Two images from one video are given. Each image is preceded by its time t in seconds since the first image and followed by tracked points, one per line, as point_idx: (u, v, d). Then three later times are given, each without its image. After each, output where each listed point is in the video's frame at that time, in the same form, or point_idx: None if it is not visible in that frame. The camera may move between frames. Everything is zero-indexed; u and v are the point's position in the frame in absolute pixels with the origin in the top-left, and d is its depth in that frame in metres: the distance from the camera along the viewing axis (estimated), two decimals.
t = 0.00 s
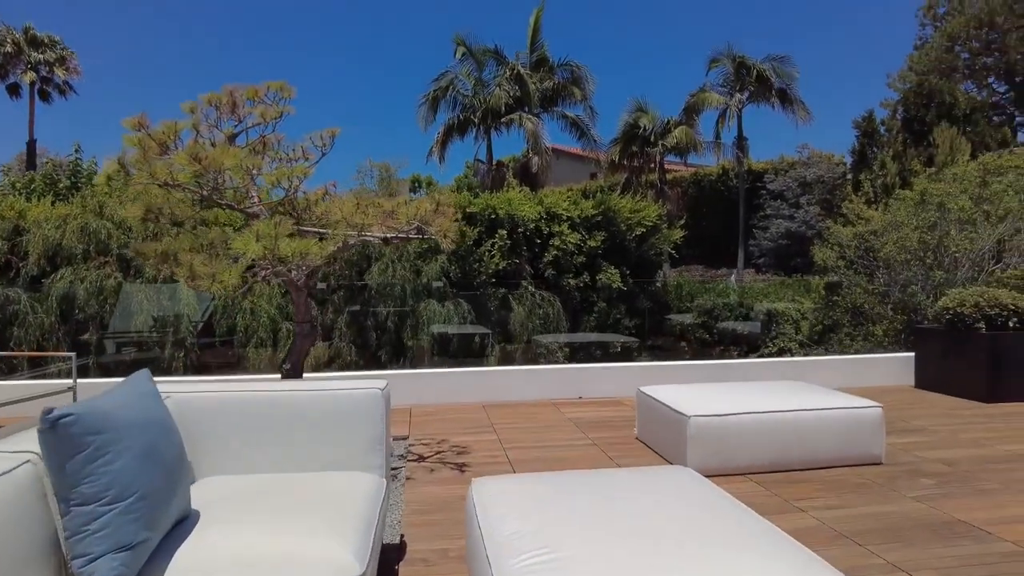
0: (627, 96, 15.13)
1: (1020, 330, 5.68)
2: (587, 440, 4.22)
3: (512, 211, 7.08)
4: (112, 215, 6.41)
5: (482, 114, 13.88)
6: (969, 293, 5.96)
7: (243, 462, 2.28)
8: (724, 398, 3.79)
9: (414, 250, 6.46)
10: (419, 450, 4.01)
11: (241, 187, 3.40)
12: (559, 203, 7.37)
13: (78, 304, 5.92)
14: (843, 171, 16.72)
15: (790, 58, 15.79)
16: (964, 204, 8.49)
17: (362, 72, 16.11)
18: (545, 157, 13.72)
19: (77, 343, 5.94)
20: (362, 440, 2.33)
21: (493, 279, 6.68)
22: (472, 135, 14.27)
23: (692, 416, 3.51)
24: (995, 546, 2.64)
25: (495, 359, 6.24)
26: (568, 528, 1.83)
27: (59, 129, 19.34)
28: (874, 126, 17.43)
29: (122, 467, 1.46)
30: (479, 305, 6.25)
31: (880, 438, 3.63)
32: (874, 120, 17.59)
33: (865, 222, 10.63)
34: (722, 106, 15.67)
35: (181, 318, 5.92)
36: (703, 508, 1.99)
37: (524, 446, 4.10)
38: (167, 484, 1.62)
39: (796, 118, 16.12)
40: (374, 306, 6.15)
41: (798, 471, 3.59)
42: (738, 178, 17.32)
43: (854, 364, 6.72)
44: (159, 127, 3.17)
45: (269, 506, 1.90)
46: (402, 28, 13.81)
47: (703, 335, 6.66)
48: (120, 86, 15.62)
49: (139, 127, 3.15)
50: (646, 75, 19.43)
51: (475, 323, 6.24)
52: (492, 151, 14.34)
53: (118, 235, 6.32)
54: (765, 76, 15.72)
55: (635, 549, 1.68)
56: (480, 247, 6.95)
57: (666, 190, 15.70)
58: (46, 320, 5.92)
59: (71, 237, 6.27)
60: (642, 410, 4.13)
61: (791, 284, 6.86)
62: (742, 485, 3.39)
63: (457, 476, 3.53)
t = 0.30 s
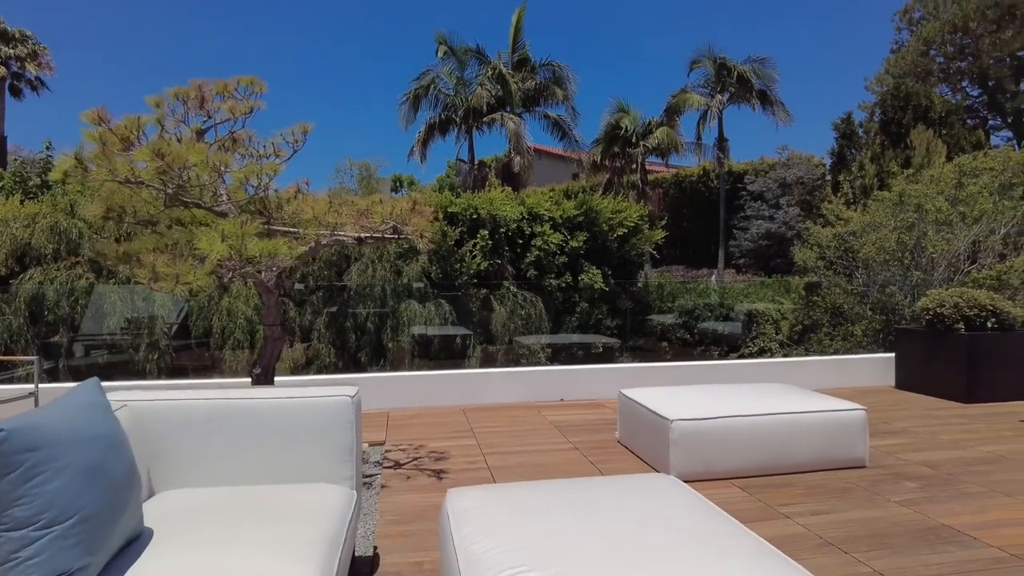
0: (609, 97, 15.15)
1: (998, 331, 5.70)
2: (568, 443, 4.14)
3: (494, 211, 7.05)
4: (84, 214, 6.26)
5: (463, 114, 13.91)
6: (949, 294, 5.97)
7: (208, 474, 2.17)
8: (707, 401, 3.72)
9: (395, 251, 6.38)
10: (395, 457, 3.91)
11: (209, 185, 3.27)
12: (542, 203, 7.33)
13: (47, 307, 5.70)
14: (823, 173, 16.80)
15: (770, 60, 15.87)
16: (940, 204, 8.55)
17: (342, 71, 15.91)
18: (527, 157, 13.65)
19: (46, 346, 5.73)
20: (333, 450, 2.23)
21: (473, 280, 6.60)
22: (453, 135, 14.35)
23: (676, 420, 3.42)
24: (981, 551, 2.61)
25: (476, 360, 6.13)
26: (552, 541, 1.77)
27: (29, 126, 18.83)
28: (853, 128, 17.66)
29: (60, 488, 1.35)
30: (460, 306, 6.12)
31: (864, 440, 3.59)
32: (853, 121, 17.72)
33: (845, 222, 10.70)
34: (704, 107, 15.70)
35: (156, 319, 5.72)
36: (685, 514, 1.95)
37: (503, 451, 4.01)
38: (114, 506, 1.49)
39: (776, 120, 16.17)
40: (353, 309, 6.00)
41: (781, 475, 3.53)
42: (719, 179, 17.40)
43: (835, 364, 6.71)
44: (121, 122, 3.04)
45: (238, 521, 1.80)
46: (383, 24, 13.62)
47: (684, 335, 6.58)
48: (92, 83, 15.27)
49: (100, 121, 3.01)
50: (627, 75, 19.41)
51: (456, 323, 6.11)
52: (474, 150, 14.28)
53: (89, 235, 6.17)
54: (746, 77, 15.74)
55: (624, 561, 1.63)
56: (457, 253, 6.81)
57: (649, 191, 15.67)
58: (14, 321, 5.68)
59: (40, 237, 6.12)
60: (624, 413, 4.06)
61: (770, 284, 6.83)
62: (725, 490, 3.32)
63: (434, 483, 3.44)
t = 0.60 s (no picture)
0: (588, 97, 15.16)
1: (974, 332, 5.74)
2: (546, 448, 4.05)
3: (473, 210, 7.03)
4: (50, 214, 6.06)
5: (443, 113, 13.87)
6: (926, 294, 5.99)
7: (165, 487, 2.06)
8: (688, 404, 3.65)
9: (372, 251, 6.29)
10: (368, 463, 3.81)
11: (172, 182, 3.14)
12: (522, 204, 7.36)
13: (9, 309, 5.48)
14: (800, 174, 16.87)
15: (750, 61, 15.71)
16: (915, 206, 8.61)
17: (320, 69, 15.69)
18: (507, 157, 13.64)
19: (10, 349, 5.52)
20: (298, 461, 2.11)
21: (452, 280, 6.55)
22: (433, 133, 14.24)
23: (656, 424, 3.34)
24: (965, 557, 2.57)
25: (456, 362, 6.00)
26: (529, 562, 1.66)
27: None
28: (830, 130, 17.35)
29: None
30: (439, 307, 5.99)
31: (845, 443, 3.55)
32: (830, 124, 17.60)
33: (821, 223, 10.79)
34: (682, 108, 15.74)
35: (126, 321, 5.51)
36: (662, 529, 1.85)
37: (479, 456, 3.91)
38: (44, 541, 1.36)
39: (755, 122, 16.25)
40: (331, 310, 5.85)
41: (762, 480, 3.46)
42: (698, 180, 17.49)
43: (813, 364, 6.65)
44: (76, 115, 2.89)
45: (191, 544, 1.67)
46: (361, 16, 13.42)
47: (662, 335, 6.50)
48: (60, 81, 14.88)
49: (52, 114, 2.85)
50: (606, 75, 19.36)
51: (435, 324, 5.99)
52: (454, 150, 14.22)
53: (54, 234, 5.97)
54: (724, 79, 15.77)
55: None
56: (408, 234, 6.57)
57: (628, 192, 15.69)
58: None
59: (4, 237, 5.92)
60: (602, 415, 3.96)
61: (749, 285, 6.80)
62: (706, 495, 3.26)
63: (408, 492, 3.33)
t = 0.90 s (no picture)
0: (564, 98, 15.18)
1: (943, 332, 5.78)
2: (517, 453, 3.96)
3: (447, 211, 6.99)
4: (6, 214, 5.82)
5: (417, 111, 13.83)
6: (897, 295, 6.02)
7: (111, 501, 1.98)
8: (662, 407, 3.59)
9: (344, 250, 6.15)
10: (335, 471, 3.69)
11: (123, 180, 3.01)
12: (497, 204, 7.36)
13: None
14: (771, 176, 17.04)
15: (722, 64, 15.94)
16: (886, 208, 8.70)
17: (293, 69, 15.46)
18: (482, 157, 13.61)
19: None
20: (251, 473, 2.04)
21: (426, 280, 6.52)
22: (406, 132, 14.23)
23: (630, 428, 3.27)
24: (939, 564, 2.53)
25: (429, 364, 5.87)
26: None
27: None
28: (801, 133, 17.63)
29: None
30: (412, 308, 5.85)
31: (819, 447, 3.52)
32: (801, 125, 17.89)
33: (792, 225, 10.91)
34: (657, 109, 15.80)
35: (88, 323, 5.24)
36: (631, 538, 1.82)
37: (449, 463, 3.80)
38: None
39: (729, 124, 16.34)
40: (302, 311, 5.66)
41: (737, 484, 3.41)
42: (672, 181, 17.59)
43: (786, 365, 6.66)
44: (18, 108, 2.73)
45: (138, 564, 1.59)
46: (336, 24, 13.14)
47: (637, 335, 6.42)
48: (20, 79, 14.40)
49: None
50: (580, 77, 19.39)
51: (409, 326, 5.85)
52: (428, 149, 14.13)
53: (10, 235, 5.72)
54: (698, 81, 15.85)
55: None
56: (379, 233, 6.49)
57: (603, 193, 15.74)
58: None
59: None
60: (575, 420, 3.87)
61: (721, 285, 6.80)
62: (680, 502, 3.19)
63: (373, 502, 3.21)
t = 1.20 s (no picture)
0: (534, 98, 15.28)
1: (908, 333, 5.84)
2: (485, 459, 3.86)
3: (417, 210, 6.90)
4: None
5: (385, 109, 13.66)
6: (863, 296, 6.07)
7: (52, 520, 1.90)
8: (632, 411, 3.52)
9: (310, 251, 5.96)
10: (295, 480, 3.55)
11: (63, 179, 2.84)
12: (467, 203, 7.29)
13: None
14: (738, 178, 17.12)
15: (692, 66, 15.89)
16: (850, 210, 8.80)
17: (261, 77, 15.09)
18: (452, 156, 13.50)
19: None
20: (201, 488, 1.96)
21: (395, 281, 6.47)
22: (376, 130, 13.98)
23: (599, 433, 3.19)
24: (908, 568, 2.50)
25: (397, 366, 5.71)
26: None
27: None
28: (767, 135, 17.96)
29: None
30: (380, 309, 5.69)
31: (788, 450, 3.50)
32: (767, 128, 18.19)
33: (758, 226, 11.04)
34: (626, 111, 15.86)
35: (39, 327, 4.93)
36: (599, 550, 1.78)
37: (414, 470, 3.68)
38: None
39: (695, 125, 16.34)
40: (266, 312, 5.50)
41: (707, 489, 3.36)
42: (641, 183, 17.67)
43: (754, 364, 6.66)
44: None
45: None
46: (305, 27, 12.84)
47: (606, 335, 6.35)
48: None
49: None
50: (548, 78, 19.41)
51: (377, 327, 5.69)
52: (397, 148, 13.99)
53: None
54: (666, 83, 15.88)
55: None
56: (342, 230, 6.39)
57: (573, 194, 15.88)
58: None
59: None
60: (544, 424, 3.79)
61: (688, 285, 6.77)
62: (650, 507, 3.13)
63: (333, 512, 3.08)
